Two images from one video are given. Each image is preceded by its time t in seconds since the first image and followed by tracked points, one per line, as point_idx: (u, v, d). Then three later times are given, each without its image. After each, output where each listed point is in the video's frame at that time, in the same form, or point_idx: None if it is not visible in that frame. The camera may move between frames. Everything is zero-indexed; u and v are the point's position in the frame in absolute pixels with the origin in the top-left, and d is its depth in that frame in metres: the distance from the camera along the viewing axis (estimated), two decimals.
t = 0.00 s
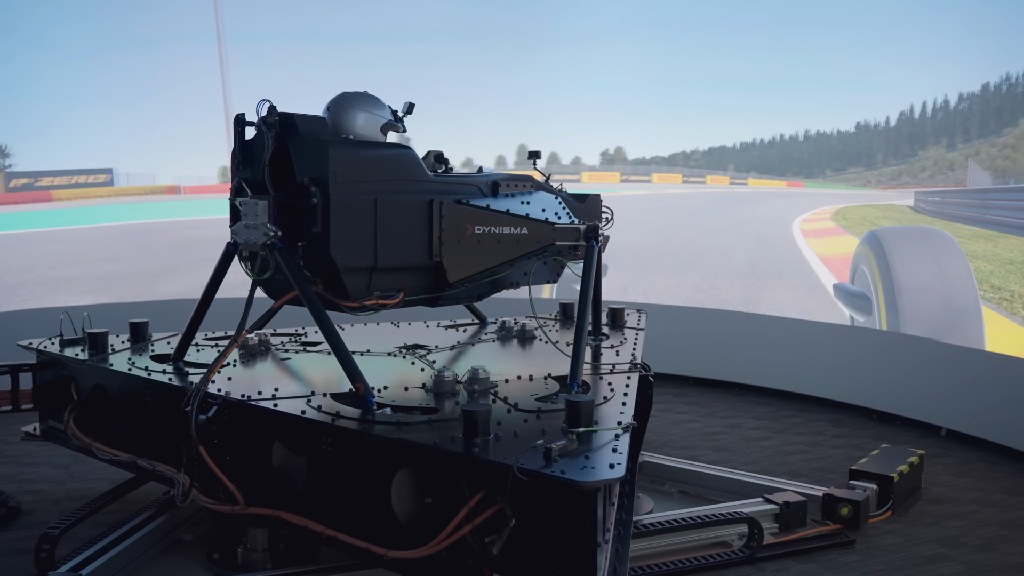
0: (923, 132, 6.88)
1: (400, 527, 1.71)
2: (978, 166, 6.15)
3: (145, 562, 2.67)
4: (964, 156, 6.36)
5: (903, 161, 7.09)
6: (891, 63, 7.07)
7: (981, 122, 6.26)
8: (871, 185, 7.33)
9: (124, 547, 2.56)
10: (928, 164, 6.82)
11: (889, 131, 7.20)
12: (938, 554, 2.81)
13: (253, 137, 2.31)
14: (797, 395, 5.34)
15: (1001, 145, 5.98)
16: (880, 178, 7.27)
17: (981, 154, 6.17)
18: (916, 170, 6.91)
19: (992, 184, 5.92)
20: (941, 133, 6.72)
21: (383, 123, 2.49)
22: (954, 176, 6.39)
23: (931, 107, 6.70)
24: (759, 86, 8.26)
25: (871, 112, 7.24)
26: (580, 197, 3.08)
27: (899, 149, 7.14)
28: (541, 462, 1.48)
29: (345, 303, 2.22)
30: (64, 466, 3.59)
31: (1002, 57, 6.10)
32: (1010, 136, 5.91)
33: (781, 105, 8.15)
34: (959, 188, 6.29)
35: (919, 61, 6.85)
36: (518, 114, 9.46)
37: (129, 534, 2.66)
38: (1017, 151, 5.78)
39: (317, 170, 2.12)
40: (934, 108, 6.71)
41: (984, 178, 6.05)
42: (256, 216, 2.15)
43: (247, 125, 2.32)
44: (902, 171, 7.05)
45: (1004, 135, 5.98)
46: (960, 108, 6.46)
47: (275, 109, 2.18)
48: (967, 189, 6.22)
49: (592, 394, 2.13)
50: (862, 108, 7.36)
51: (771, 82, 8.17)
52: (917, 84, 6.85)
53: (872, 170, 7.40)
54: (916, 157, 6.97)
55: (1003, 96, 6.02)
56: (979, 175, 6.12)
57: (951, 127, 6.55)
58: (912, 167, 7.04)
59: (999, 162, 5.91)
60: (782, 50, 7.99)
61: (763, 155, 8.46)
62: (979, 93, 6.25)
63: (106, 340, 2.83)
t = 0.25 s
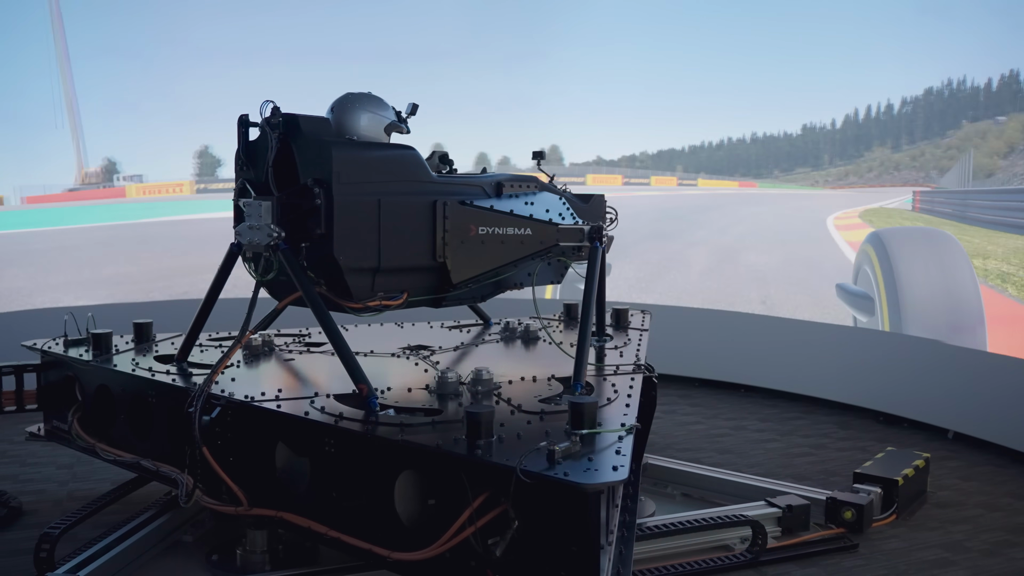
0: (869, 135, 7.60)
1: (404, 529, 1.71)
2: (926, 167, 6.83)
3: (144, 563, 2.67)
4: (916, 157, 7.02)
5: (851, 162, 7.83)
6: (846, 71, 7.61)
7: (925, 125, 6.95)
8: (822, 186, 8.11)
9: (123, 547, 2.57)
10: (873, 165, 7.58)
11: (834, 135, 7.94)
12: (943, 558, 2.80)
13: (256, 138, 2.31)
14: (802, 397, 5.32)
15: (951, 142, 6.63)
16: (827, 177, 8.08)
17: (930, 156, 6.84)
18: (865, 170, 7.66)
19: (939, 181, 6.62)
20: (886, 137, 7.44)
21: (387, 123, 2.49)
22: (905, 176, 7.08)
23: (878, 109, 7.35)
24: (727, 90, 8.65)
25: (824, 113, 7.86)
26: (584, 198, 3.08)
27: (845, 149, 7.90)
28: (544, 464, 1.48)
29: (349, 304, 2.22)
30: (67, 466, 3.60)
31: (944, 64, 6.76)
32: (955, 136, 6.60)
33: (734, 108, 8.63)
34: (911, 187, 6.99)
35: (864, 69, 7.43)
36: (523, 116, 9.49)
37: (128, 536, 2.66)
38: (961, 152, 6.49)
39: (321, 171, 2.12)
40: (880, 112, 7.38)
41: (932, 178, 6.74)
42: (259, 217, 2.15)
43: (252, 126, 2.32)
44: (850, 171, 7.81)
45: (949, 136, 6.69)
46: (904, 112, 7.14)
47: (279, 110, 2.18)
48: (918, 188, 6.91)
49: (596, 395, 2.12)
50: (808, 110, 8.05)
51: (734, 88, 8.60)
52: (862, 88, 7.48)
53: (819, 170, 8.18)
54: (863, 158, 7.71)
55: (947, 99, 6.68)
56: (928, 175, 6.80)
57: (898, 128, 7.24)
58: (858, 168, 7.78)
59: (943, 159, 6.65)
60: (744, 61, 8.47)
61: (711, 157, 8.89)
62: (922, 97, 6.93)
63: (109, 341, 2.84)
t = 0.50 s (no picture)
0: (817, 138, 8.36)
1: (405, 529, 1.70)
2: (874, 167, 7.66)
3: (141, 564, 2.67)
4: (865, 157, 7.78)
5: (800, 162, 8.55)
6: (803, 78, 8.37)
7: (871, 126, 7.71)
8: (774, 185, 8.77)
9: (120, 549, 2.56)
10: (822, 164, 8.33)
11: (786, 137, 8.66)
12: (947, 561, 2.78)
13: (259, 137, 2.31)
14: (807, 398, 5.31)
15: (904, 138, 7.35)
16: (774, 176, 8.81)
17: (880, 158, 7.62)
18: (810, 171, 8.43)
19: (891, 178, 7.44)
20: (832, 138, 8.22)
21: (390, 122, 2.48)
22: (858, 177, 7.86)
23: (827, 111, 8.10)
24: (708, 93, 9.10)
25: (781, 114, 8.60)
26: (587, 197, 3.07)
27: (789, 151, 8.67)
28: (546, 464, 1.46)
29: (351, 304, 2.22)
30: (68, 465, 3.60)
31: (888, 71, 7.43)
32: (907, 133, 7.32)
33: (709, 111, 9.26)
34: (860, 185, 7.81)
35: (819, 77, 8.20)
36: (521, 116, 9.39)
37: (125, 536, 2.66)
38: (907, 152, 7.29)
39: (323, 169, 2.11)
40: (828, 116, 8.14)
41: (882, 176, 7.57)
42: (261, 216, 2.15)
43: (254, 125, 2.32)
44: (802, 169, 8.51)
45: (897, 135, 7.45)
46: (848, 115, 7.90)
47: (281, 108, 2.18)
48: (867, 186, 7.74)
49: (598, 395, 2.12)
50: (754, 115, 8.95)
51: (706, 95, 9.27)
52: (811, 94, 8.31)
53: (768, 170, 8.90)
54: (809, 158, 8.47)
55: (890, 103, 7.42)
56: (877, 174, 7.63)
57: (846, 128, 7.97)
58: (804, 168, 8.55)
59: (893, 159, 7.43)
60: (716, 69, 9.14)
61: (660, 159, 9.51)
62: (866, 100, 7.67)
63: (112, 340, 2.83)
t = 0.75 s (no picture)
0: (773, 139, 8.27)
1: (413, 529, 1.69)
2: (829, 167, 7.52)
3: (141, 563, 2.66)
4: (815, 158, 7.75)
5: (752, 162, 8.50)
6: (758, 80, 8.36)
7: (824, 127, 7.67)
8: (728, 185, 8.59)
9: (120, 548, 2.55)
10: (776, 165, 8.21)
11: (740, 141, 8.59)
12: (952, 564, 2.78)
13: (264, 136, 2.31)
14: (810, 398, 5.31)
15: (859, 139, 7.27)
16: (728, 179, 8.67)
17: (832, 160, 7.51)
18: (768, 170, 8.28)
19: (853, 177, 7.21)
20: (787, 139, 8.14)
21: (395, 121, 2.49)
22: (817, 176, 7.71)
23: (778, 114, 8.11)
24: (684, 93, 9.14)
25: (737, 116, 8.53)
26: (591, 195, 3.07)
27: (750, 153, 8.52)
28: (555, 462, 1.46)
29: (357, 303, 2.22)
30: (70, 464, 3.60)
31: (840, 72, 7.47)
32: (859, 136, 7.27)
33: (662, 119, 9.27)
34: (816, 185, 7.67)
35: (775, 81, 8.21)
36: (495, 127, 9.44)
37: (125, 536, 2.64)
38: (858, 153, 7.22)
39: (328, 168, 2.11)
40: (788, 118, 8.05)
41: (836, 176, 7.43)
42: (267, 215, 2.15)
43: (259, 123, 2.32)
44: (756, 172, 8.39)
45: (851, 136, 7.37)
46: (802, 116, 7.90)
47: (286, 107, 2.17)
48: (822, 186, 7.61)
49: (605, 394, 2.11)
50: (710, 118, 8.83)
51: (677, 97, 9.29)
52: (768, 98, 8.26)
53: (723, 172, 8.74)
54: (763, 160, 8.40)
55: (838, 107, 7.52)
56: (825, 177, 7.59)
57: (797, 132, 7.98)
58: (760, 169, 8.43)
59: (846, 159, 7.33)
60: (695, 73, 9.01)
61: (613, 163, 9.60)
62: (818, 101, 7.68)
63: (116, 340, 2.83)
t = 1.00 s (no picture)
0: (728, 138, 7.04)
1: (423, 528, 1.69)
2: (781, 167, 6.61)
3: (141, 563, 2.64)
4: (766, 159, 6.75)
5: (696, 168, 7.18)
6: (707, 67, 7.14)
7: (775, 127, 6.73)
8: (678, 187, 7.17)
9: (121, 546, 2.54)
10: (728, 166, 6.95)
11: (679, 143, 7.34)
12: (957, 567, 2.77)
13: (270, 135, 2.31)
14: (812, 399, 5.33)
15: (834, 134, 6.28)
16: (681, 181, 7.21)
17: (784, 160, 6.62)
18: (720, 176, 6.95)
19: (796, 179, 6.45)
20: (737, 140, 7.00)
21: (402, 120, 2.53)
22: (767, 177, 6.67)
23: (733, 115, 6.99)
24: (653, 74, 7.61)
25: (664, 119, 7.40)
26: (594, 196, 3.15)
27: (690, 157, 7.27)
28: (568, 461, 1.46)
29: (364, 303, 2.23)
30: (71, 464, 3.59)
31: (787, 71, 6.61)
32: (811, 137, 6.46)
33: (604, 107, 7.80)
34: (768, 187, 6.62)
35: (722, 69, 7.06)
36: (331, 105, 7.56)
37: (126, 535, 2.63)
38: (811, 156, 6.42)
39: (336, 168, 2.11)
40: (735, 118, 6.99)
41: (789, 177, 6.53)
42: (274, 215, 2.15)
43: (266, 123, 2.33)
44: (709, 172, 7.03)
45: (802, 138, 6.56)
46: (752, 118, 6.86)
47: (293, 107, 2.17)
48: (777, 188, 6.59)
49: (612, 393, 2.12)
50: (659, 118, 7.47)
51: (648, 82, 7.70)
52: (713, 96, 7.13)
53: (672, 175, 7.33)
54: (717, 162, 7.06)
55: (796, 105, 6.56)
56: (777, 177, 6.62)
57: (750, 129, 6.87)
58: (710, 171, 7.09)
59: (799, 160, 6.50)
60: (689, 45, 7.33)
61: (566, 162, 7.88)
62: (769, 103, 6.74)
63: (120, 340, 2.82)
